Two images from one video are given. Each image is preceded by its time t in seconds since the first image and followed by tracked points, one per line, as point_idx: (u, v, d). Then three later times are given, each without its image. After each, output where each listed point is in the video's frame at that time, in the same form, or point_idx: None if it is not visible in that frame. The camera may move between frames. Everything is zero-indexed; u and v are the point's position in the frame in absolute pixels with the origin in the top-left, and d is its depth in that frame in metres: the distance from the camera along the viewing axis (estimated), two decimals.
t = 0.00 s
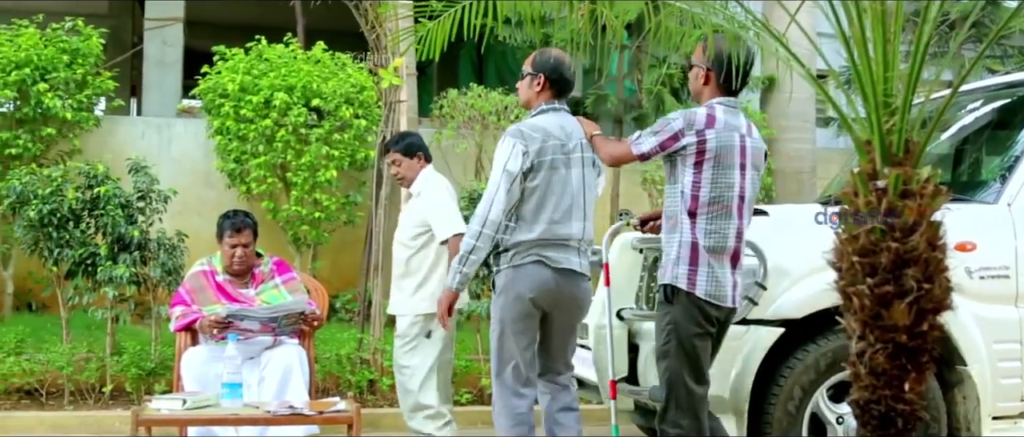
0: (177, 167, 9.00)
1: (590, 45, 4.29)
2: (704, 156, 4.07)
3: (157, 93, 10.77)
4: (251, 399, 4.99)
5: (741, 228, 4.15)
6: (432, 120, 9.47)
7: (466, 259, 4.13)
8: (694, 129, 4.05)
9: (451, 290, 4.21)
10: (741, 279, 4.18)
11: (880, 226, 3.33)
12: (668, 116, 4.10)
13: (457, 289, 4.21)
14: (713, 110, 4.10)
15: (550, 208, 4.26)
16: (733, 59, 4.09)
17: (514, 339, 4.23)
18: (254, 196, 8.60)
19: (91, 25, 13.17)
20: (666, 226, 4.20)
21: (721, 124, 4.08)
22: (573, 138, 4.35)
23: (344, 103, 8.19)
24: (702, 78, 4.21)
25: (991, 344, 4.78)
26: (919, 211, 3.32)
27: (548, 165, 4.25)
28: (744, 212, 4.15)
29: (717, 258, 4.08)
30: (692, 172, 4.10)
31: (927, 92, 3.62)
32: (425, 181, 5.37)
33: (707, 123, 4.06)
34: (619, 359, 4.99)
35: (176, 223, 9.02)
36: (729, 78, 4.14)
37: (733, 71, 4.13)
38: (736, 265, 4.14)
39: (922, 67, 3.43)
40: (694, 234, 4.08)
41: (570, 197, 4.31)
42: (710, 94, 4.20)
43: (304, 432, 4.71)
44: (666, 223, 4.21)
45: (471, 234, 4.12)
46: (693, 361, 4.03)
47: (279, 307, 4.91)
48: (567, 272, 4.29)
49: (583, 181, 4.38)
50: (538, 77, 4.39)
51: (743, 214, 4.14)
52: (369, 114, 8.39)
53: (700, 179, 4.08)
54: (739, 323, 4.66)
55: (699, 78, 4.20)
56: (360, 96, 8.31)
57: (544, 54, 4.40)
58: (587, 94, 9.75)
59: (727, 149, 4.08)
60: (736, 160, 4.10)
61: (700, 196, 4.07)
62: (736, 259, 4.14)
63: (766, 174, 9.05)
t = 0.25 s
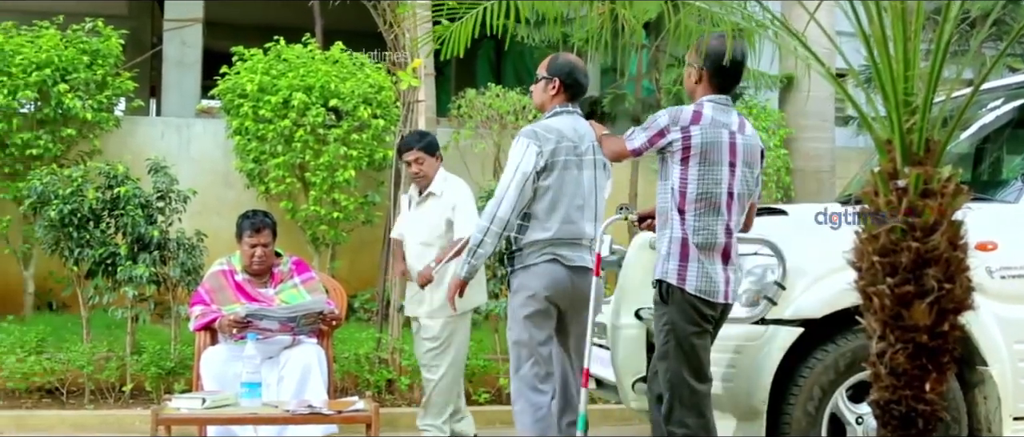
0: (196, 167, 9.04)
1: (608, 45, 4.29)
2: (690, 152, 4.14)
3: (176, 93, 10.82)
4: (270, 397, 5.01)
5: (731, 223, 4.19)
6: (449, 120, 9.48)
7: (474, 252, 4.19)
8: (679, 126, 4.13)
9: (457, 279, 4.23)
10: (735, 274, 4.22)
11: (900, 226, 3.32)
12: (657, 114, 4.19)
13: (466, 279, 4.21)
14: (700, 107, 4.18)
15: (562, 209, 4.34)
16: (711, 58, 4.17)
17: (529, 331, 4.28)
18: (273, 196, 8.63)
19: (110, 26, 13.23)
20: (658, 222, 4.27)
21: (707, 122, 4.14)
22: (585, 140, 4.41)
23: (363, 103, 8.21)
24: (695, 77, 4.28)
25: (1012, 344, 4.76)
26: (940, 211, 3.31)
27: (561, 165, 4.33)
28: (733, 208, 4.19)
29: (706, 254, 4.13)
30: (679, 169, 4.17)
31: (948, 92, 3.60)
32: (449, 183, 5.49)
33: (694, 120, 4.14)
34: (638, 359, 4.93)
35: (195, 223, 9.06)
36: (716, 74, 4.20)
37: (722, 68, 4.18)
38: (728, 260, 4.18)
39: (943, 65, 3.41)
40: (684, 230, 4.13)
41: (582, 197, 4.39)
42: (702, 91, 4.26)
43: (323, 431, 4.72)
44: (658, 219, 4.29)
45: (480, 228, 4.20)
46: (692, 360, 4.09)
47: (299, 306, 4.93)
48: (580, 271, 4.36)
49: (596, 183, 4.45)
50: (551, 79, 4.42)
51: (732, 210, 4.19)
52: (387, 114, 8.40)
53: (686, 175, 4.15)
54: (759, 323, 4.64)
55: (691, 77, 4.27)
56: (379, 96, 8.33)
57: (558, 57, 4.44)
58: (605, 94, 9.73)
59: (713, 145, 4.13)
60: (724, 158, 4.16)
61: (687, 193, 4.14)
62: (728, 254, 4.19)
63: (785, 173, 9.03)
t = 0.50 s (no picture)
0: (212, 166, 9.06)
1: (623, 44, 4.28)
2: (676, 153, 4.07)
3: (192, 93, 10.85)
4: (285, 396, 4.97)
5: (719, 224, 4.10)
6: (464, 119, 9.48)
7: (508, 254, 4.38)
8: (667, 126, 4.08)
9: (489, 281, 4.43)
10: (724, 274, 4.12)
11: (918, 224, 3.31)
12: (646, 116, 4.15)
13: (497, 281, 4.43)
14: (689, 109, 4.12)
15: (587, 211, 4.54)
16: (716, 59, 4.00)
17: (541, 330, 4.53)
18: (289, 195, 8.66)
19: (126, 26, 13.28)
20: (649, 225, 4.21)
21: (695, 122, 4.08)
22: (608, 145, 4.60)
23: (378, 103, 8.22)
24: (688, 80, 4.22)
25: None
26: (958, 209, 3.29)
27: (587, 168, 4.52)
28: (721, 210, 4.10)
29: (693, 254, 4.05)
30: (667, 171, 4.10)
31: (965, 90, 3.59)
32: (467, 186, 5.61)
33: (682, 121, 4.08)
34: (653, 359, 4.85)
35: (211, 223, 9.08)
36: (708, 75, 4.11)
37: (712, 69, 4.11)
38: (716, 261, 4.09)
39: (961, 64, 3.40)
40: (670, 229, 4.07)
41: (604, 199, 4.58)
42: (695, 94, 4.19)
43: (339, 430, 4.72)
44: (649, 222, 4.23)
45: (513, 230, 4.38)
46: (687, 358, 4.01)
47: (315, 305, 4.97)
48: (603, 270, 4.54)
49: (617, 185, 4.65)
50: (575, 85, 4.60)
51: (720, 211, 4.10)
52: (403, 114, 8.41)
53: (674, 176, 4.08)
54: (776, 322, 4.61)
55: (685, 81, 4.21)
56: (394, 96, 8.34)
57: (583, 63, 4.61)
58: (620, 93, 9.71)
59: (701, 146, 4.06)
60: (712, 159, 4.07)
61: (675, 193, 4.08)
62: (716, 254, 4.10)
63: (801, 172, 9.00)
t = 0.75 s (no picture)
0: (225, 166, 9.09)
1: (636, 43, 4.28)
2: (674, 155, 4.13)
3: (206, 93, 10.88)
4: (299, 396, 4.99)
5: (712, 223, 4.17)
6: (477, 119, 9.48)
7: (548, 253, 4.37)
8: (664, 130, 4.12)
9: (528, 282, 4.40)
10: (716, 271, 4.20)
11: (933, 224, 3.29)
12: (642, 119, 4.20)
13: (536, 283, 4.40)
14: (684, 111, 4.16)
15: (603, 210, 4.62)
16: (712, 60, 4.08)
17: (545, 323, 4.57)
18: (303, 195, 8.68)
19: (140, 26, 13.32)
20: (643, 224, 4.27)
21: (692, 125, 4.13)
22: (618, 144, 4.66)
23: (392, 103, 8.22)
24: (681, 80, 4.26)
25: None
26: (973, 209, 3.29)
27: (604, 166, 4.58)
28: (716, 208, 4.17)
29: (689, 253, 4.12)
30: (663, 172, 4.16)
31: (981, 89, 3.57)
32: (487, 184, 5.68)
33: (678, 124, 4.13)
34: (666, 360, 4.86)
35: (225, 222, 9.11)
36: (701, 77, 4.17)
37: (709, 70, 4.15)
38: (708, 258, 4.16)
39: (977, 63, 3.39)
40: (666, 229, 4.13)
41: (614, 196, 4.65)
42: (688, 95, 4.24)
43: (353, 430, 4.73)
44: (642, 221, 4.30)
45: (553, 229, 4.38)
46: (679, 352, 4.11)
47: (328, 304, 4.97)
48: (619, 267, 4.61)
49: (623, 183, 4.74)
50: (590, 88, 4.61)
51: (714, 210, 4.17)
52: (416, 113, 8.42)
53: (671, 177, 4.13)
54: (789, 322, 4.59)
55: (678, 82, 4.25)
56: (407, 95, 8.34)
57: (598, 66, 4.65)
58: (633, 92, 9.68)
59: (696, 148, 4.11)
60: (708, 159, 4.13)
61: (671, 194, 4.13)
62: (709, 251, 4.16)
63: (814, 171, 8.97)
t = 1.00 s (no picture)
0: (237, 165, 9.11)
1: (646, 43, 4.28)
2: (669, 156, 4.12)
3: (217, 92, 10.90)
4: (310, 394, 4.96)
5: (707, 221, 4.17)
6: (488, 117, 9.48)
7: (559, 256, 4.31)
8: (660, 131, 4.11)
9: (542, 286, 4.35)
10: (710, 268, 4.20)
11: (946, 222, 3.28)
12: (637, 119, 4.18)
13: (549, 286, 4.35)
14: (680, 112, 4.14)
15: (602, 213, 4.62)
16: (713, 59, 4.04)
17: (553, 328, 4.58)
18: (314, 193, 8.70)
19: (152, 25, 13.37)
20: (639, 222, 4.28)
21: (687, 126, 4.11)
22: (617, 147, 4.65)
23: (402, 102, 8.23)
24: (676, 81, 4.22)
25: None
26: (986, 207, 3.28)
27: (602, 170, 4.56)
28: (711, 207, 4.17)
29: (683, 252, 4.13)
30: (659, 173, 4.15)
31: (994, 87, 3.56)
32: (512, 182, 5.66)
33: (673, 125, 4.11)
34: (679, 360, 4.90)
35: (236, 221, 9.12)
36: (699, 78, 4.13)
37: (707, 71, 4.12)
38: (703, 256, 4.17)
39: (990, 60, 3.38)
40: (661, 228, 4.14)
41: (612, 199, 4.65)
42: (684, 95, 4.21)
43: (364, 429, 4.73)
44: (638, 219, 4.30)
45: (562, 233, 4.32)
46: (654, 347, 4.12)
47: (340, 303, 4.97)
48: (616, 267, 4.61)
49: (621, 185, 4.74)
50: (589, 93, 4.62)
51: (710, 209, 4.17)
52: (427, 112, 8.42)
53: (666, 177, 4.13)
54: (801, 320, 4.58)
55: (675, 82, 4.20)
56: (418, 94, 8.34)
57: (597, 73, 4.65)
58: (644, 91, 9.66)
59: (692, 148, 4.11)
60: (703, 159, 4.13)
61: (667, 193, 4.13)
62: (703, 249, 4.17)
63: (826, 170, 8.94)
